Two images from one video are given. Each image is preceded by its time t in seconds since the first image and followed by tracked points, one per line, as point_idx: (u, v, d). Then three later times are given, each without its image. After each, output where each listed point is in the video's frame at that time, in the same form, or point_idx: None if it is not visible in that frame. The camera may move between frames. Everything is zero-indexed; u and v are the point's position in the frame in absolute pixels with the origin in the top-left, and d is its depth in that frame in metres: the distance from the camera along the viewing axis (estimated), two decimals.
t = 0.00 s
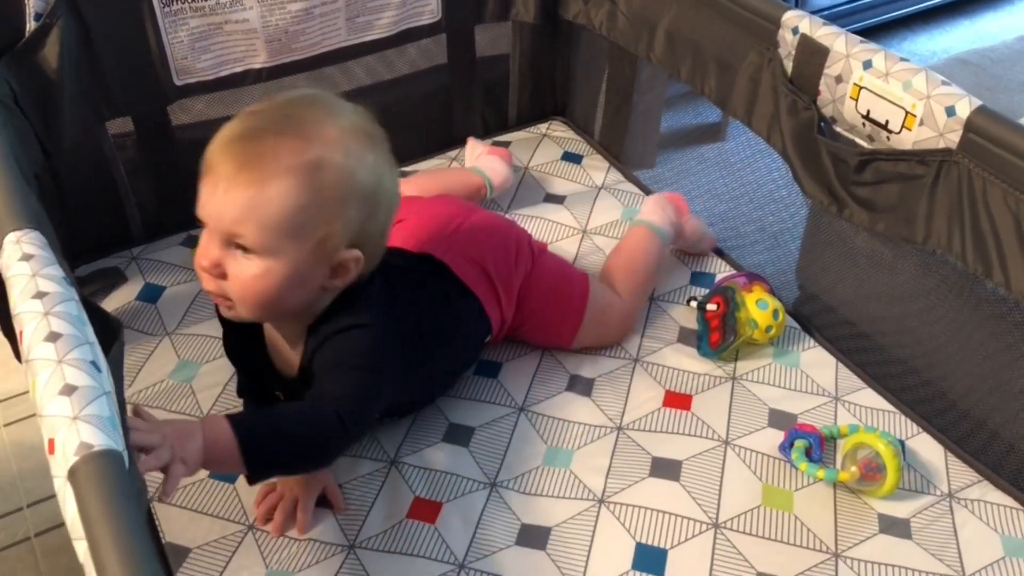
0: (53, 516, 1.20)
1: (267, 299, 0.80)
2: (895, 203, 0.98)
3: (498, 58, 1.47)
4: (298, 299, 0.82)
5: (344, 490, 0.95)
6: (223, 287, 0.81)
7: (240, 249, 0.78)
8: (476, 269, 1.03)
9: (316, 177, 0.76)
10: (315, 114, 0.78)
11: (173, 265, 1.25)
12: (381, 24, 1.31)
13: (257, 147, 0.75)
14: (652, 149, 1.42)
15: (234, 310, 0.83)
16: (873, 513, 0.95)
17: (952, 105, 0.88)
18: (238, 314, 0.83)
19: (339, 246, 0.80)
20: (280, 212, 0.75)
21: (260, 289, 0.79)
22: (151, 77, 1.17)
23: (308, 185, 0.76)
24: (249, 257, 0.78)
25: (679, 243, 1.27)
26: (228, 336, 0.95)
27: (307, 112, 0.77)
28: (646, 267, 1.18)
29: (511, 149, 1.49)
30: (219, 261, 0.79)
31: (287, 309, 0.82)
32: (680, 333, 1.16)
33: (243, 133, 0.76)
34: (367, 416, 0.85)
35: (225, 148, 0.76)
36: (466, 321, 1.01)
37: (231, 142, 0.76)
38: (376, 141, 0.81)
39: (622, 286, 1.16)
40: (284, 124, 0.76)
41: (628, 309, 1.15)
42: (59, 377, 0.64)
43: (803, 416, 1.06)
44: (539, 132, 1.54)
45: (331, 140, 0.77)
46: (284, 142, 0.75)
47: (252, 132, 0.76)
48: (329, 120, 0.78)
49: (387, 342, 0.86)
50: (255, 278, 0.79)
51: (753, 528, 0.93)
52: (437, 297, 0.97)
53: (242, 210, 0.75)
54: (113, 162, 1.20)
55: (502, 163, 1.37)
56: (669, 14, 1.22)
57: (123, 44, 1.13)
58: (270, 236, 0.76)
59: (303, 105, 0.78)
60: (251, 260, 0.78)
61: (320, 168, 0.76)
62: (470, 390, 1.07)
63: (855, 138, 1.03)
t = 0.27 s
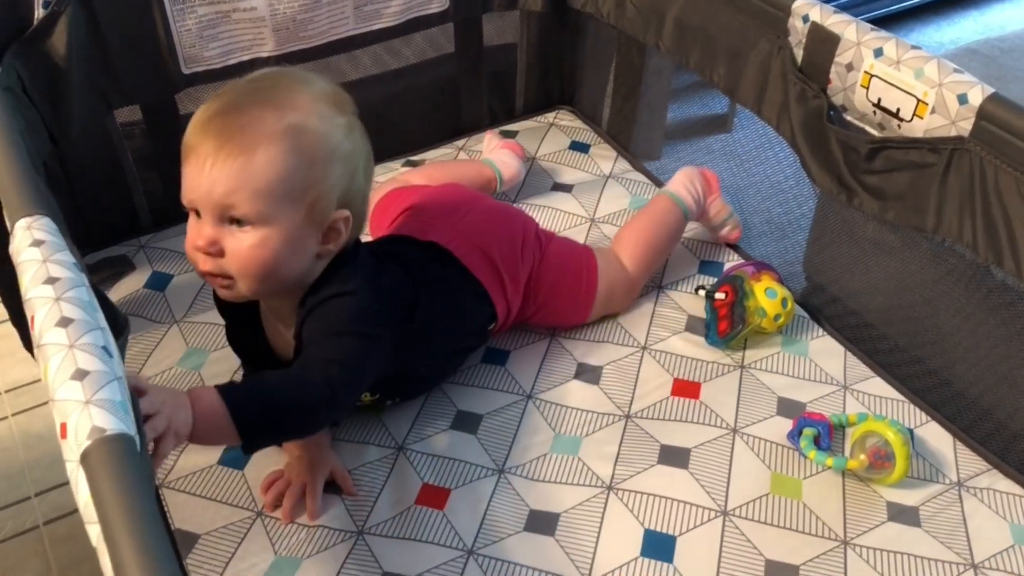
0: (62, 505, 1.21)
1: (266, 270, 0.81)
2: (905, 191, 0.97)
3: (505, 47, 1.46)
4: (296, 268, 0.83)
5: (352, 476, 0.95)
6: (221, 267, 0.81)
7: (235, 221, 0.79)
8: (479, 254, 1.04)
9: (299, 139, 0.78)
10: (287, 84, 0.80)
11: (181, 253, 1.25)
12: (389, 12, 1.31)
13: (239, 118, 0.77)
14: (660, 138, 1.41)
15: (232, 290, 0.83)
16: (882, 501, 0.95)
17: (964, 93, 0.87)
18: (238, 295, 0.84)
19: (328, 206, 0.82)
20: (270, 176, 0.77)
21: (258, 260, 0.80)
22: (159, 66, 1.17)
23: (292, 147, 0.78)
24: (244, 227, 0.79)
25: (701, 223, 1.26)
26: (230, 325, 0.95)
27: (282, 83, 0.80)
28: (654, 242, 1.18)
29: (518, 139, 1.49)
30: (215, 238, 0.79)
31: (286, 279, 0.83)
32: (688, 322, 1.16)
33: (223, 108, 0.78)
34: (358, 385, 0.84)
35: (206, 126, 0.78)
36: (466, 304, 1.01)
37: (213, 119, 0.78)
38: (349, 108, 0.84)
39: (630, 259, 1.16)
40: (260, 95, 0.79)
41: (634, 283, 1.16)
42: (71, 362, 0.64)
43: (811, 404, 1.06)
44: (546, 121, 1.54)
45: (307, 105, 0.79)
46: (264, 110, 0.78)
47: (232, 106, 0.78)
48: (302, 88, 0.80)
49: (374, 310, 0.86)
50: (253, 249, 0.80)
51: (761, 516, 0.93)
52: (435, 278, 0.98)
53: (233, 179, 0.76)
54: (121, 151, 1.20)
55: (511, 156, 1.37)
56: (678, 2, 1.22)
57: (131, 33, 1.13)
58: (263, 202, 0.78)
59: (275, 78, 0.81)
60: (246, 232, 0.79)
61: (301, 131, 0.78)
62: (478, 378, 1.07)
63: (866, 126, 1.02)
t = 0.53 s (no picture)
0: (69, 496, 1.21)
1: (282, 254, 0.81)
2: (913, 181, 0.97)
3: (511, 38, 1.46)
4: (311, 253, 0.83)
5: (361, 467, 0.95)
6: (236, 252, 0.80)
7: (251, 205, 0.79)
8: (487, 245, 1.04)
9: (313, 122, 0.79)
10: (297, 70, 0.81)
11: (188, 245, 1.25)
12: (395, 3, 1.30)
13: (252, 103, 0.78)
14: (667, 130, 1.41)
15: (246, 277, 0.82)
16: (890, 491, 0.95)
17: (973, 82, 0.87)
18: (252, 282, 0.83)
19: (341, 189, 0.83)
20: (286, 159, 0.78)
21: (275, 243, 0.80)
22: (165, 56, 1.17)
23: (308, 130, 0.79)
24: (261, 211, 0.79)
25: (710, 214, 1.27)
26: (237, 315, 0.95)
27: (291, 70, 0.81)
28: (661, 231, 1.19)
29: (524, 130, 1.48)
30: (232, 223, 0.79)
31: (300, 264, 0.83)
32: (696, 313, 1.16)
33: (236, 94, 0.79)
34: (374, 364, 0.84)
35: (220, 112, 0.78)
36: (476, 292, 1.01)
37: (226, 105, 0.78)
38: (356, 96, 0.85)
39: (637, 248, 1.17)
40: (273, 81, 0.80)
41: (641, 271, 1.17)
42: (81, 350, 0.64)
43: (819, 395, 1.06)
44: (552, 113, 1.53)
45: (319, 90, 0.81)
46: (277, 96, 0.78)
47: (244, 92, 0.78)
48: (313, 74, 0.81)
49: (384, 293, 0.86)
50: (270, 233, 0.80)
51: (770, 506, 0.93)
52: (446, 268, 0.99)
53: (250, 162, 0.77)
54: (127, 142, 1.20)
55: (518, 150, 1.37)
56: None
57: (137, 23, 1.12)
58: (280, 185, 0.78)
59: (283, 66, 0.82)
60: (263, 216, 0.79)
61: (315, 115, 0.79)
62: (486, 369, 1.07)
63: (874, 116, 1.02)
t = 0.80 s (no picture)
0: (73, 486, 1.21)
1: (289, 252, 0.82)
2: (915, 170, 0.97)
3: (514, 29, 1.46)
4: (317, 249, 0.84)
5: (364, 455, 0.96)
6: (243, 249, 0.81)
7: (258, 202, 0.79)
8: (491, 237, 1.04)
9: (319, 119, 0.79)
10: (301, 67, 0.81)
11: (191, 235, 1.25)
12: None
13: (258, 101, 0.78)
14: (669, 121, 1.41)
15: (253, 273, 0.83)
16: (891, 479, 0.95)
17: (975, 71, 0.86)
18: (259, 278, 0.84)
19: (346, 184, 0.84)
20: (293, 156, 0.78)
21: (282, 241, 0.81)
22: (168, 47, 1.17)
23: (313, 127, 0.79)
24: (268, 208, 0.80)
25: (714, 205, 1.27)
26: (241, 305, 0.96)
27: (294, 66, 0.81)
28: (663, 220, 1.19)
29: (527, 121, 1.48)
30: (239, 221, 0.80)
31: (307, 260, 0.84)
32: (698, 303, 1.16)
33: (241, 91, 0.78)
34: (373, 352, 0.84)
35: (226, 110, 0.78)
36: (480, 287, 1.01)
37: (231, 102, 0.78)
38: (360, 90, 0.86)
39: (639, 238, 1.17)
40: (277, 78, 0.80)
41: (644, 261, 1.17)
42: (87, 336, 0.64)
43: (821, 384, 1.06)
44: (554, 104, 1.53)
45: (324, 87, 0.81)
46: (282, 92, 0.79)
47: (249, 89, 0.78)
48: (317, 71, 0.82)
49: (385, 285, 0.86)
50: (277, 231, 0.80)
51: (771, 494, 0.94)
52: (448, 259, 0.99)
53: (257, 160, 0.77)
54: (131, 132, 1.20)
55: (520, 142, 1.37)
56: None
57: (140, 13, 1.12)
58: (287, 183, 0.79)
59: (286, 60, 0.82)
60: (270, 213, 0.80)
61: (321, 112, 0.80)
62: (489, 359, 1.08)
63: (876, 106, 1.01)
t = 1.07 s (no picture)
0: (78, 473, 1.22)
1: (297, 223, 0.82)
2: (918, 152, 0.97)
3: (516, 15, 1.46)
4: (323, 220, 0.84)
5: (368, 436, 0.96)
6: (250, 223, 0.81)
7: (264, 174, 0.80)
8: (494, 218, 1.04)
9: (318, 89, 0.81)
10: (293, 41, 0.82)
11: (194, 220, 1.25)
12: None
13: (257, 74, 0.79)
14: (672, 108, 1.41)
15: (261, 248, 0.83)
16: (894, 460, 0.96)
17: (979, 52, 0.86)
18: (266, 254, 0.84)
19: (348, 153, 0.85)
20: (297, 125, 0.79)
21: (290, 211, 0.81)
22: (170, 32, 1.17)
23: (314, 97, 0.80)
24: (274, 179, 0.80)
25: (718, 190, 1.27)
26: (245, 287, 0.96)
27: (289, 41, 0.82)
28: (666, 206, 1.19)
29: (529, 107, 1.48)
30: (246, 194, 0.80)
31: (314, 233, 0.84)
32: (701, 287, 1.16)
33: (239, 66, 0.79)
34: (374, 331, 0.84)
35: (225, 85, 0.79)
36: (484, 265, 1.02)
37: (231, 77, 0.79)
38: (350, 64, 0.87)
39: (642, 222, 1.17)
40: (272, 52, 0.81)
41: (646, 246, 1.17)
42: (91, 314, 0.64)
43: (824, 367, 1.06)
44: (557, 89, 1.53)
45: (319, 59, 0.82)
46: (280, 65, 0.80)
47: (247, 63, 0.79)
48: (309, 44, 0.83)
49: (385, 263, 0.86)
50: (285, 201, 0.81)
51: (774, 475, 0.94)
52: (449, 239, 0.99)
53: (263, 130, 0.78)
54: (133, 118, 1.20)
55: (523, 128, 1.36)
56: None
57: None
58: (293, 152, 0.79)
59: (280, 37, 0.83)
60: (277, 184, 0.80)
61: (319, 82, 0.81)
62: (492, 342, 1.08)
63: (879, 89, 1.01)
